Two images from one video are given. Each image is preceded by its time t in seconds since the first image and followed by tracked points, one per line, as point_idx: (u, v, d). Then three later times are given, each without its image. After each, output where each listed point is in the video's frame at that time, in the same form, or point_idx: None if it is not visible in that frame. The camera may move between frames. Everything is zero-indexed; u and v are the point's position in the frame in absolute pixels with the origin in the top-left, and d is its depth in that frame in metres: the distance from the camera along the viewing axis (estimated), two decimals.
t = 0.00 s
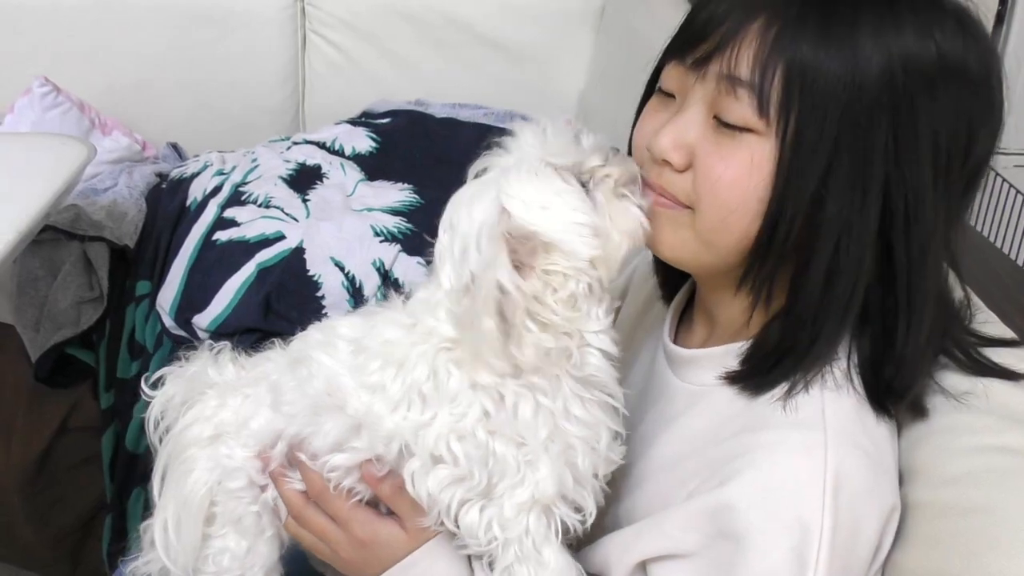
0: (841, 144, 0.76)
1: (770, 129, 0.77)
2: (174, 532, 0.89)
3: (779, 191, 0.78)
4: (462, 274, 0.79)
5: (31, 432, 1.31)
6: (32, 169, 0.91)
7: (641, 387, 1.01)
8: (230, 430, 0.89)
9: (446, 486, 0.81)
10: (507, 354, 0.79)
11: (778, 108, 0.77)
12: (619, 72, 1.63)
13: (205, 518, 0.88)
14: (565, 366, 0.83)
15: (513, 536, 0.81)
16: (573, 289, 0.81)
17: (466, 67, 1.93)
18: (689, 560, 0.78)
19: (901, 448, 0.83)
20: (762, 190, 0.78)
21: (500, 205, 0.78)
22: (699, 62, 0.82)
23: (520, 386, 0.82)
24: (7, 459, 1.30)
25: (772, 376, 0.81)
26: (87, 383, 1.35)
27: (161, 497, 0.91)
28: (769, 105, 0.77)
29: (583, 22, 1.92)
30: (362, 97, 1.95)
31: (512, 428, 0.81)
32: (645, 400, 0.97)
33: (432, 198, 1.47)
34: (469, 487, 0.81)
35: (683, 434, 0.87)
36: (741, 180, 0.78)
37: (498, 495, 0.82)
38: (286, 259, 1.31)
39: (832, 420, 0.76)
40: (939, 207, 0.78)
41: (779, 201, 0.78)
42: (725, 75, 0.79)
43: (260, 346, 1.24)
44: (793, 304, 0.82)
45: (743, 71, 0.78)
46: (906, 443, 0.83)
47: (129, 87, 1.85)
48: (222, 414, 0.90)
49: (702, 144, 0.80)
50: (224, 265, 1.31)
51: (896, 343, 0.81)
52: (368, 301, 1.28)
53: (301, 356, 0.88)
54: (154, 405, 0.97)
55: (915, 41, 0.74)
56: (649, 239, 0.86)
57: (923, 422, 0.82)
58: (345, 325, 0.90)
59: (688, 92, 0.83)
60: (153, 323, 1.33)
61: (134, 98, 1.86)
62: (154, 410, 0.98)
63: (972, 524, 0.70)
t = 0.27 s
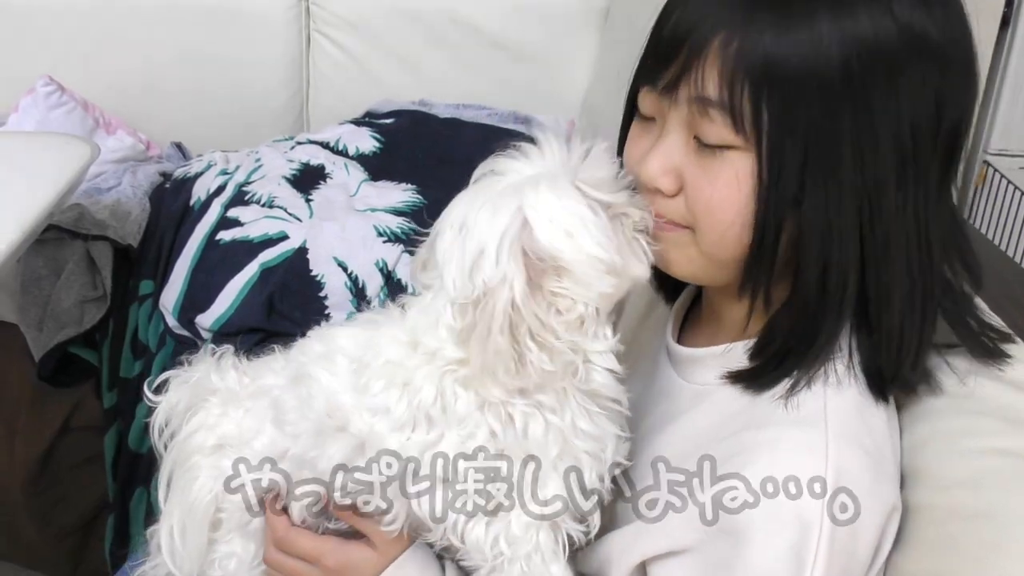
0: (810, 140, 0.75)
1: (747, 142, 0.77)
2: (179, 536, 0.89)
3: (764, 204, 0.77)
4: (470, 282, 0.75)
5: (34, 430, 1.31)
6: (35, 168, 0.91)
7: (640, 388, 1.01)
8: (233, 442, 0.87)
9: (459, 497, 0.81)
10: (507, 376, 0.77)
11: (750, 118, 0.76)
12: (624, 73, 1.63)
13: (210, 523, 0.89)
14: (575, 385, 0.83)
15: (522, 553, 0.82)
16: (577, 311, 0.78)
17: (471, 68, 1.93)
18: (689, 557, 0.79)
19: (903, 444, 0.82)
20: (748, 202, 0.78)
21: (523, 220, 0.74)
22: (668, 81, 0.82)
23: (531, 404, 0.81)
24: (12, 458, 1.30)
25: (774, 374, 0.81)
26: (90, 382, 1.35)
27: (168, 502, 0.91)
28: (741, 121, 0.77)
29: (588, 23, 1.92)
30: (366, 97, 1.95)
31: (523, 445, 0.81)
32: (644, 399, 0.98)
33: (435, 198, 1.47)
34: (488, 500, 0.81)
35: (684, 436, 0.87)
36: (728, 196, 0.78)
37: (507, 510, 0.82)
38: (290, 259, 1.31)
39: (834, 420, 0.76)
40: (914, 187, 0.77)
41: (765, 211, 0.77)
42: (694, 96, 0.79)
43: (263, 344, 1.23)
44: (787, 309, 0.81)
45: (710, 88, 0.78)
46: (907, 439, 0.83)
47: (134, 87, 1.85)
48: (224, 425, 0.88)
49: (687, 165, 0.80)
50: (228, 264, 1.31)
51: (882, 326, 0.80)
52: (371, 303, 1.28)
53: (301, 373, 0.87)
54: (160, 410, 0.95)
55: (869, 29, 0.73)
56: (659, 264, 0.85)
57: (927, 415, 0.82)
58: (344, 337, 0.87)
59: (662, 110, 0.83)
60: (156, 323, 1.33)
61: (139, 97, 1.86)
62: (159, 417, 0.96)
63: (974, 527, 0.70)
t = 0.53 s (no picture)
0: (862, 143, 0.75)
1: (792, 122, 0.77)
2: (175, 539, 0.89)
3: (801, 189, 0.77)
4: (479, 299, 0.77)
5: (35, 430, 1.31)
6: (37, 168, 0.91)
7: (647, 398, 1.01)
8: (230, 445, 0.88)
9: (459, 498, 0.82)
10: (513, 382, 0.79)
11: (801, 103, 0.76)
12: (626, 74, 1.63)
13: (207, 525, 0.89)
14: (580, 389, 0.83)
15: (526, 556, 0.84)
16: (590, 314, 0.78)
17: (473, 68, 1.93)
18: (695, 571, 0.78)
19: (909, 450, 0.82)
20: (779, 186, 0.77)
21: (520, 236, 0.74)
22: (718, 59, 0.82)
23: (533, 411, 0.83)
24: (14, 458, 1.30)
25: (785, 381, 0.81)
26: (91, 382, 1.35)
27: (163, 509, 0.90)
28: (790, 99, 0.77)
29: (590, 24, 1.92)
30: (369, 97, 1.95)
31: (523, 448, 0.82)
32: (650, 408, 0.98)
33: (438, 198, 1.47)
34: (490, 502, 0.82)
35: (690, 443, 0.87)
36: (760, 174, 0.77)
37: (508, 510, 0.83)
38: (291, 259, 1.31)
39: (844, 426, 0.76)
40: (952, 212, 0.79)
41: (799, 198, 0.77)
42: (747, 70, 0.79)
43: (264, 346, 1.24)
44: (806, 306, 0.81)
45: (766, 65, 0.78)
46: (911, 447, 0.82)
47: (136, 86, 1.85)
48: (222, 427, 0.88)
49: (719, 137, 0.78)
50: (230, 265, 1.31)
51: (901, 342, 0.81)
52: (373, 306, 1.27)
53: (295, 376, 0.87)
54: (154, 412, 0.96)
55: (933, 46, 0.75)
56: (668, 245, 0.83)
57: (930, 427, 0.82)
58: (341, 340, 0.88)
59: (706, 87, 0.83)
60: (159, 323, 1.33)
61: (141, 97, 1.86)
62: (153, 419, 0.97)
63: (976, 532, 0.70)
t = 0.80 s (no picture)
0: (827, 144, 0.77)
1: (756, 131, 0.79)
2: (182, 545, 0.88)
3: (774, 193, 0.79)
4: (489, 307, 0.77)
5: (36, 430, 1.31)
6: (39, 169, 0.92)
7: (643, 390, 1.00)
8: (246, 450, 0.87)
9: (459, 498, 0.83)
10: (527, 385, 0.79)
11: (764, 109, 0.78)
12: (627, 75, 1.63)
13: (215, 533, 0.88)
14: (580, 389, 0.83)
15: (543, 551, 0.85)
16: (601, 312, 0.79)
17: (475, 69, 1.94)
18: (689, 565, 0.79)
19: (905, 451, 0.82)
20: (753, 189, 0.79)
21: (524, 245, 0.75)
22: (683, 71, 0.84)
23: (549, 411, 0.82)
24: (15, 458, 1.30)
25: (774, 377, 0.81)
26: (92, 382, 1.36)
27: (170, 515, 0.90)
28: (752, 108, 0.79)
29: (592, 25, 1.92)
30: (371, 97, 1.95)
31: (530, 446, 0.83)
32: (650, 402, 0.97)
33: (439, 199, 1.47)
34: (489, 501, 0.83)
35: (688, 440, 0.87)
36: (732, 182, 0.79)
37: (508, 510, 0.85)
38: (292, 260, 1.31)
39: (834, 420, 0.76)
40: (923, 197, 0.79)
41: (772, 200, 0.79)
42: (709, 80, 0.81)
43: (264, 348, 1.25)
44: (791, 306, 0.82)
45: (725, 76, 0.80)
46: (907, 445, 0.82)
47: (139, 86, 1.86)
48: (233, 435, 0.87)
49: (692, 149, 0.81)
50: (232, 265, 1.32)
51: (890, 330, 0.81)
52: (374, 305, 1.28)
53: (308, 382, 0.88)
54: (161, 420, 0.94)
55: (891, 34, 0.75)
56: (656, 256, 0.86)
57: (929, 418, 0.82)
58: (351, 346, 0.89)
59: (676, 100, 0.85)
60: (161, 323, 1.33)
61: (144, 96, 1.86)
62: (161, 425, 0.95)
63: (975, 534, 0.70)
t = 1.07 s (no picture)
0: (831, 146, 0.77)
1: (764, 129, 0.78)
2: (183, 543, 0.89)
3: (779, 192, 0.78)
4: (473, 300, 0.76)
5: (36, 430, 1.31)
6: (40, 168, 0.92)
7: (645, 393, 1.01)
8: (246, 448, 0.88)
9: (459, 498, 0.83)
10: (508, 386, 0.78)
11: (772, 108, 0.77)
12: (628, 77, 1.63)
13: (218, 528, 0.89)
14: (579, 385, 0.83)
15: (532, 550, 0.85)
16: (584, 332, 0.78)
17: (476, 70, 1.94)
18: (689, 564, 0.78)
19: (904, 453, 0.82)
20: (759, 188, 0.79)
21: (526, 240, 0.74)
22: (689, 68, 0.83)
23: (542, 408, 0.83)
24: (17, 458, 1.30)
25: (769, 376, 0.81)
26: (93, 383, 1.36)
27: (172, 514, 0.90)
28: (761, 106, 0.78)
29: (592, 27, 1.92)
30: (372, 98, 1.95)
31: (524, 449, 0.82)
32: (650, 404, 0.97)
33: (438, 200, 1.47)
34: (489, 501, 0.83)
35: (689, 440, 0.87)
36: (736, 179, 0.79)
37: (508, 510, 0.85)
38: (293, 261, 1.32)
39: (831, 420, 0.76)
40: (922, 202, 0.79)
41: (776, 200, 0.79)
42: (717, 78, 0.80)
43: (264, 347, 1.25)
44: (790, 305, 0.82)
45: (734, 73, 0.79)
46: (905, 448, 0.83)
47: (141, 86, 1.86)
48: (232, 432, 0.89)
49: (696, 145, 0.80)
50: (232, 265, 1.32)
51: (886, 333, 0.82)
52: (374, 306, 1.28)
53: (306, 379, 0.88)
54: (162, 419, 0.96)
55: (894, 40, 0.75)
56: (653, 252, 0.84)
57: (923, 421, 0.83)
58: (350, 343, 0.89)
59: (680, 97, 0.84)
60: (162, 323, 1.34)
61: (145, 96, 1.87)
62: (161, 425, 0.96)
63: (973, 536, 0.70)
